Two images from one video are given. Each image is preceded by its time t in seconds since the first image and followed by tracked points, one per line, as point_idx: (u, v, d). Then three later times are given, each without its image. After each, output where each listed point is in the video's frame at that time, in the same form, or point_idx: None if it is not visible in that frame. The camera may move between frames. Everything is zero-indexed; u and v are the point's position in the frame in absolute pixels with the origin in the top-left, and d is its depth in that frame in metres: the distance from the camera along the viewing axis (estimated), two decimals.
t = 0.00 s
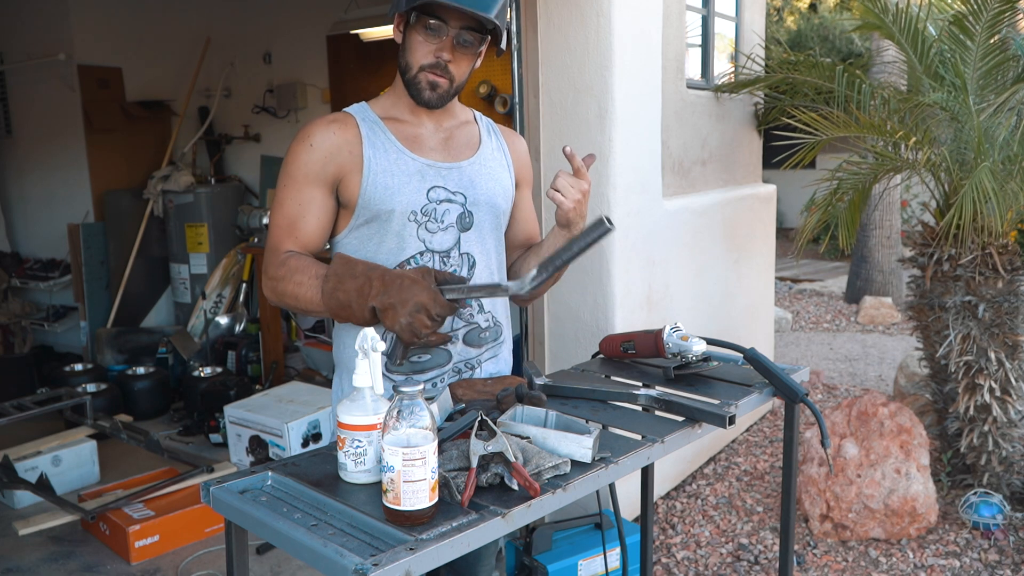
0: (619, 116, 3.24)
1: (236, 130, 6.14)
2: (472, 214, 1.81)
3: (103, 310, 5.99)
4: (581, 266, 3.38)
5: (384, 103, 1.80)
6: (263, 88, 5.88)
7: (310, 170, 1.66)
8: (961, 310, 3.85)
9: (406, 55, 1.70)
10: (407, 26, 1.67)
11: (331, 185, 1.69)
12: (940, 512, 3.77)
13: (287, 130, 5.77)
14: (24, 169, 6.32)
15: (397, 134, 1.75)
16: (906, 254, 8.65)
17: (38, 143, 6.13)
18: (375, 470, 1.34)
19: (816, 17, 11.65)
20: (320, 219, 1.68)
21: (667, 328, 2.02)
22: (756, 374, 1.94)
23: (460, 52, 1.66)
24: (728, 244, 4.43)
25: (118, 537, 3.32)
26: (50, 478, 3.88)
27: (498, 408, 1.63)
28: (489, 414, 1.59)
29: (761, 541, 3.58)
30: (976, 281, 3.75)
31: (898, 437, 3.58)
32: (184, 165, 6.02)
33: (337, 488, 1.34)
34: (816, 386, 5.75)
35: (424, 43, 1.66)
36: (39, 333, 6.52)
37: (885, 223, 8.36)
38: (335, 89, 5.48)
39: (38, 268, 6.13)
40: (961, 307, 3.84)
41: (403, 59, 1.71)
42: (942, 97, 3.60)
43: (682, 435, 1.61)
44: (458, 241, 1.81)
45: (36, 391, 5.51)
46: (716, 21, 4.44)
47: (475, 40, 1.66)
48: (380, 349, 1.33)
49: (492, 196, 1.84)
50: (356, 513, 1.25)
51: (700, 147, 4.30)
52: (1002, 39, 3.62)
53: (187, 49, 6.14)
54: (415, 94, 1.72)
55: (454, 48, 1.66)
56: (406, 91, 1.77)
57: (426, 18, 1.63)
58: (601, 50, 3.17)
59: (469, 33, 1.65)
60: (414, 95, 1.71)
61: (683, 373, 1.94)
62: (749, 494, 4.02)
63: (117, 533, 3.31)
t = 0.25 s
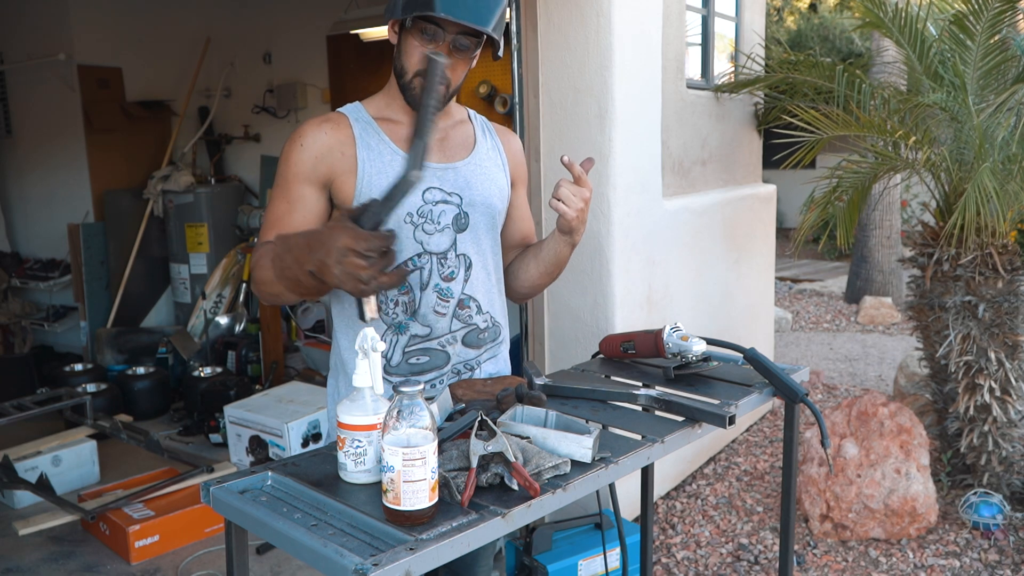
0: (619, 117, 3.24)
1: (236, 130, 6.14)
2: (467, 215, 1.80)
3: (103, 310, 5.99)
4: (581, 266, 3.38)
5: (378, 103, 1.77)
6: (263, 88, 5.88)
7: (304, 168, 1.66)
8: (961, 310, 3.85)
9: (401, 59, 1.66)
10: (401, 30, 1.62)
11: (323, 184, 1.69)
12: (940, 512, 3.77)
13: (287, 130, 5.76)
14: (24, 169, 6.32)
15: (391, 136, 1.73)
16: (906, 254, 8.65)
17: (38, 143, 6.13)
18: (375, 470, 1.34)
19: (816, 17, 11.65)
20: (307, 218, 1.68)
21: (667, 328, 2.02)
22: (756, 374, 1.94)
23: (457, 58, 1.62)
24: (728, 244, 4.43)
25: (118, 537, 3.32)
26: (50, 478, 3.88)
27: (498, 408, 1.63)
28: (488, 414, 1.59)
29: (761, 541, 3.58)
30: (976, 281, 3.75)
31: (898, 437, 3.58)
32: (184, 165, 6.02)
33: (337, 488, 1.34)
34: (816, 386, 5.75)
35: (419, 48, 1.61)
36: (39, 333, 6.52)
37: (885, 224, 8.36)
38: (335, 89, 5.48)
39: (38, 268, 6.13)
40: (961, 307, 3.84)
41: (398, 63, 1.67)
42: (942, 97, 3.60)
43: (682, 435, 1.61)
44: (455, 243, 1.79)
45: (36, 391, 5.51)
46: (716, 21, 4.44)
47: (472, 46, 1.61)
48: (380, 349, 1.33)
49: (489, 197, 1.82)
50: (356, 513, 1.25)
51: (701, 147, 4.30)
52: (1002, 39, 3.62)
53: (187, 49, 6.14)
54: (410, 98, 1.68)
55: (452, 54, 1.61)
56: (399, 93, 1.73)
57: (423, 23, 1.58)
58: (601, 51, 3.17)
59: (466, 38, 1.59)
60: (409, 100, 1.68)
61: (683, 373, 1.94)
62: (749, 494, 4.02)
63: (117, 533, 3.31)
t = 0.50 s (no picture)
0: (619, 117, 3.24)
1: (235, 130, 6.14)
2: (457, 216, 1.82)
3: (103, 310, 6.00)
4: (581, 267, 3.38)
5: (365, 104, 1.80)
6: (263, 88, 5.87)
7: (296, 166, 1.65)
8: (961, 310, 3.85)
9: (396, 62, 1.68)
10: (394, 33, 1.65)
11: (317, 182, 1.68)
12: (940, 512, 3.77)
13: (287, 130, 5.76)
14: (24, 169, 6.33)
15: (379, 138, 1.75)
16: (906, 254, 8.65)
17: (38, 143, 6.13)
18: (375, 470, 1.34)
19: (816, 17, 11.65)
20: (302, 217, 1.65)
21: (667, 328, 2.02)
22: (756, 374, 1.94)
23: (452, 63, 1.65)
24: (728, 244, 4.43)
25: (118, 537, 3.32)
26: (50, 478, 3.88)
27: (498, 408, 1.63)
28: (488, 414, 1.59)
29: (761, 541, 3.58)
30: (976, 281, 3.75)
31: (898, 437, 3.58)
32: (184, 165, 6.02)
33: (337, 488, 1.34)
34: (816, 386, 5.75)
35: (415, 52, 1.63)
36: (39, 333, 6.52)
37: (885, 223, 8.37)
38: (335, 89, 5.47)
39: (38, 268, 6.13)
40: (961, 307, 3.84)
41: (393, 66, 1.69)
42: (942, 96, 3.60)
43: (682, 435, 1.61)
44: (446, 244, 1.81)
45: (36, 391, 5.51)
46: (716, 21, 4.44)
47: (467, 50, 1.62)
48: (380, 349, 1.33)
49: (477, 197, 1.84)
50: (357, 513, 1.24)
51: (701, 147, 4.30)
52: (1003, 38, 3.60)
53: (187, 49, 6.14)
54: (406, 101, 1.71)
55: (447, 58, 1.63)
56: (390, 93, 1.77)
57: (418, 30, 1.59)
58: (601, 50, 3.17)
59: (462, 43, 1.60)
60: (405, 103, 1.71)
61: (683, 373, 1.94)
62: (749, 494, 4.02)
63: (117, 533, 3.31)
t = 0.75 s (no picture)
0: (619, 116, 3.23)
1: (235, 130, 6.14)
2: (517, 229, 1.98)
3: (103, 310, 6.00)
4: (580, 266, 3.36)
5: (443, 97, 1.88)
6: (263, 88, 5.87)
7: (398, 148, 1.78)
8: (961, 310, 3.85)
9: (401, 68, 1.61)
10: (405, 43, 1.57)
11: (411, 167, 1.82)
12: (940, 512, 3.77)
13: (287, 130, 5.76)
14: (24, 169, 6.32)
15: (479, 143, 1.87)
16: (906, 255, 8.65)
17: (38, 143, 6.13)
18: (375, 470, 1.33)
19: (816, 18, 11.65)
20: (389, 194, 1.81)
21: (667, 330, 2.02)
22: (756, 374, 1.94)
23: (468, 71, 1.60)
24: (728, 244, 4.43)
25: (118, 537, 3.32)
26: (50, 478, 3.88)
27: (498, 408, 1.64)
28: (488, 415, 1.60)
29: (761, 541, 3.57)
30: (976, 281, 3.75)
31: (898, 437, 3.58)
32: (184, 165, 6.02)
33: (337, 488, 1.34)
34: (816, 386, 5.75)
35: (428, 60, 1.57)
36: (39, 333, 6.52)
37: (885, 224, 8.37)
38: (335, 90, 5.47)
39: (38, 268, 6.12)
40: (961, 306, 3.84)
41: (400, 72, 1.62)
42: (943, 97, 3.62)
43: (682, 435, 1.61)
44: (501, 251, 1.97)
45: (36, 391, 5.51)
46: (716, 21, 4.43)
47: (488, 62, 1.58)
48: (380, 349, 1.33)
49: (540, 220, 2.00)
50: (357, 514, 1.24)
51: (700, 146, 4.29)
52: (1003, 41, 3.57)
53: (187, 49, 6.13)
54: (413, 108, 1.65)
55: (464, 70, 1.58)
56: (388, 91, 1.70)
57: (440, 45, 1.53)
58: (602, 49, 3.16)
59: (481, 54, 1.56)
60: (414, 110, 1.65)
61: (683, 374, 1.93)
62: (749, 494, 4.02)
63: (117, 533, 3.31)
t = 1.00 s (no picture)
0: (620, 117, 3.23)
1: (235, 130, 6.14)
2: (526, 232, 1.98)
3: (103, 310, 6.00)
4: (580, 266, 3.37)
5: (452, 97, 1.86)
6: (263, 88, 5.86)
7: (409, 144, 1.78)
8: (961, 310, 3.85)
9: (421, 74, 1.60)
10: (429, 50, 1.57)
11: (420, 164, 1.82)
12: (940, 512, 3.77)
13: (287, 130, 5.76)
14: (24, 169, 6.32)
15: (492, 144, 1.86)
16: (906, 255, 8.64)
17: (38, 143, 6.13)
18: (375, 470, 1.33)
19: (816, 18, 11.64)
20: (393, 187, 1.80)
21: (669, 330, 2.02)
22: (756, 374, 1.94)
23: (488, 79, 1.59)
24: (728, 244, 4.43)
25: (118, 538, 3.32)
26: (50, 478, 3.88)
27: (498, 408, 1.64)
28: (489, 415, 1.60)
29: (761, 541, 3.58)
30: (976, 281, 3.75)
31: (898, 437, 3.58)
32: (184, 165, 6.02)
33: (337, 488, 1.33)
34: (816, 386, 5.75)
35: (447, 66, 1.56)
36: (39, 332, 6.52)
37: (885, 224, 8.36)
38: (335, 90, 5.46)
39: (38, 268, 6.12)
40: (961, 306, 3.84)
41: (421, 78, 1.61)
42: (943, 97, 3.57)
43: (682, 435, 1.61)
44: (508, 253, 1.98)
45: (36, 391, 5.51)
46: (716, 21, 4.44)
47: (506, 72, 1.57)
48: (380, 349, 1.33)
49: (549, 222, 2.01)
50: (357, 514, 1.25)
51: (701, 146, 4.30)
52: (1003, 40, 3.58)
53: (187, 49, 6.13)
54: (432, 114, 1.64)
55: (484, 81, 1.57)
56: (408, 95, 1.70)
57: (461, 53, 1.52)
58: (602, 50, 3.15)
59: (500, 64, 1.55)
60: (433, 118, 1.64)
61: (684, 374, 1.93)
62: (749, 494, 4.02)
63: (117, 533, 3.31)
